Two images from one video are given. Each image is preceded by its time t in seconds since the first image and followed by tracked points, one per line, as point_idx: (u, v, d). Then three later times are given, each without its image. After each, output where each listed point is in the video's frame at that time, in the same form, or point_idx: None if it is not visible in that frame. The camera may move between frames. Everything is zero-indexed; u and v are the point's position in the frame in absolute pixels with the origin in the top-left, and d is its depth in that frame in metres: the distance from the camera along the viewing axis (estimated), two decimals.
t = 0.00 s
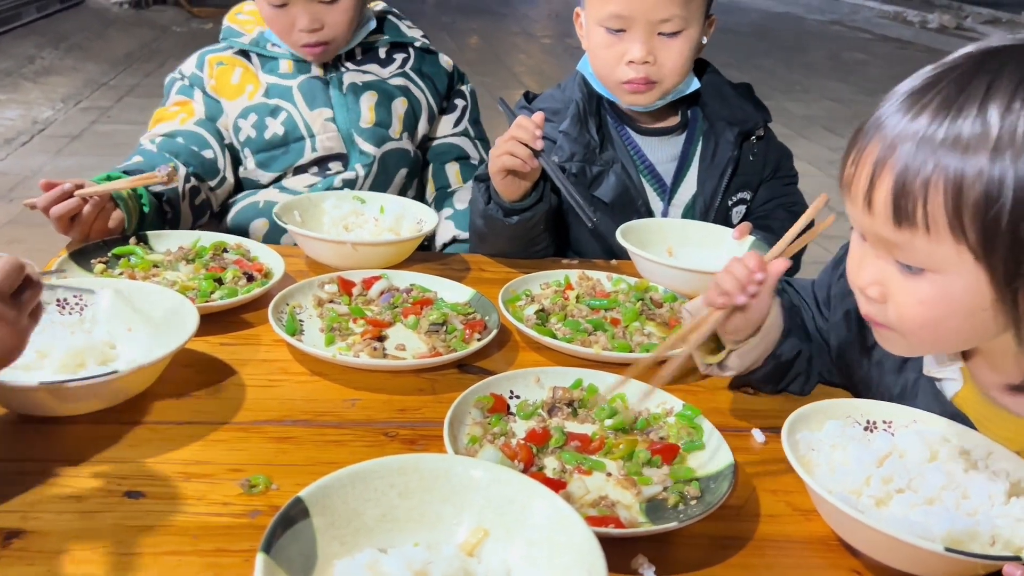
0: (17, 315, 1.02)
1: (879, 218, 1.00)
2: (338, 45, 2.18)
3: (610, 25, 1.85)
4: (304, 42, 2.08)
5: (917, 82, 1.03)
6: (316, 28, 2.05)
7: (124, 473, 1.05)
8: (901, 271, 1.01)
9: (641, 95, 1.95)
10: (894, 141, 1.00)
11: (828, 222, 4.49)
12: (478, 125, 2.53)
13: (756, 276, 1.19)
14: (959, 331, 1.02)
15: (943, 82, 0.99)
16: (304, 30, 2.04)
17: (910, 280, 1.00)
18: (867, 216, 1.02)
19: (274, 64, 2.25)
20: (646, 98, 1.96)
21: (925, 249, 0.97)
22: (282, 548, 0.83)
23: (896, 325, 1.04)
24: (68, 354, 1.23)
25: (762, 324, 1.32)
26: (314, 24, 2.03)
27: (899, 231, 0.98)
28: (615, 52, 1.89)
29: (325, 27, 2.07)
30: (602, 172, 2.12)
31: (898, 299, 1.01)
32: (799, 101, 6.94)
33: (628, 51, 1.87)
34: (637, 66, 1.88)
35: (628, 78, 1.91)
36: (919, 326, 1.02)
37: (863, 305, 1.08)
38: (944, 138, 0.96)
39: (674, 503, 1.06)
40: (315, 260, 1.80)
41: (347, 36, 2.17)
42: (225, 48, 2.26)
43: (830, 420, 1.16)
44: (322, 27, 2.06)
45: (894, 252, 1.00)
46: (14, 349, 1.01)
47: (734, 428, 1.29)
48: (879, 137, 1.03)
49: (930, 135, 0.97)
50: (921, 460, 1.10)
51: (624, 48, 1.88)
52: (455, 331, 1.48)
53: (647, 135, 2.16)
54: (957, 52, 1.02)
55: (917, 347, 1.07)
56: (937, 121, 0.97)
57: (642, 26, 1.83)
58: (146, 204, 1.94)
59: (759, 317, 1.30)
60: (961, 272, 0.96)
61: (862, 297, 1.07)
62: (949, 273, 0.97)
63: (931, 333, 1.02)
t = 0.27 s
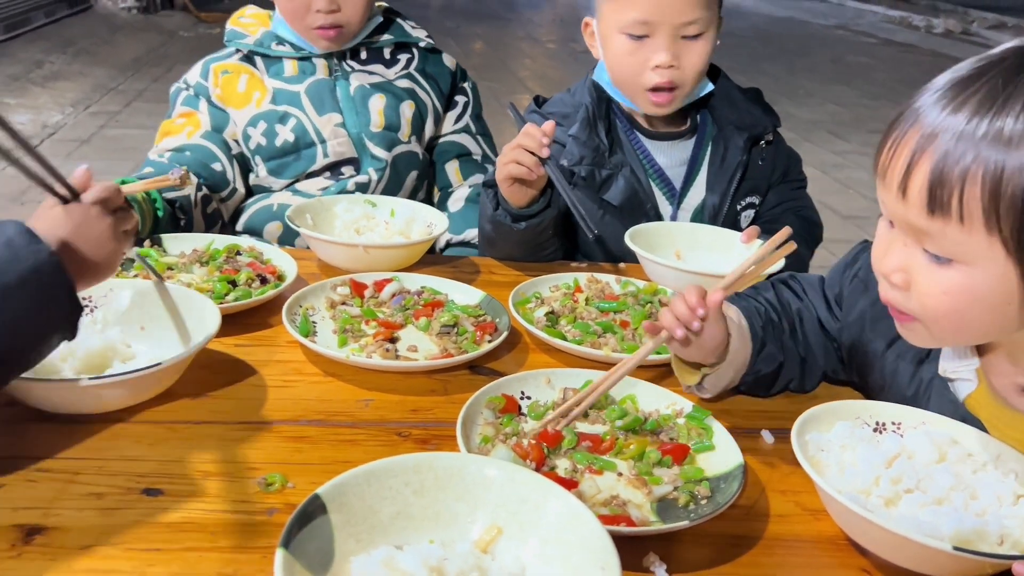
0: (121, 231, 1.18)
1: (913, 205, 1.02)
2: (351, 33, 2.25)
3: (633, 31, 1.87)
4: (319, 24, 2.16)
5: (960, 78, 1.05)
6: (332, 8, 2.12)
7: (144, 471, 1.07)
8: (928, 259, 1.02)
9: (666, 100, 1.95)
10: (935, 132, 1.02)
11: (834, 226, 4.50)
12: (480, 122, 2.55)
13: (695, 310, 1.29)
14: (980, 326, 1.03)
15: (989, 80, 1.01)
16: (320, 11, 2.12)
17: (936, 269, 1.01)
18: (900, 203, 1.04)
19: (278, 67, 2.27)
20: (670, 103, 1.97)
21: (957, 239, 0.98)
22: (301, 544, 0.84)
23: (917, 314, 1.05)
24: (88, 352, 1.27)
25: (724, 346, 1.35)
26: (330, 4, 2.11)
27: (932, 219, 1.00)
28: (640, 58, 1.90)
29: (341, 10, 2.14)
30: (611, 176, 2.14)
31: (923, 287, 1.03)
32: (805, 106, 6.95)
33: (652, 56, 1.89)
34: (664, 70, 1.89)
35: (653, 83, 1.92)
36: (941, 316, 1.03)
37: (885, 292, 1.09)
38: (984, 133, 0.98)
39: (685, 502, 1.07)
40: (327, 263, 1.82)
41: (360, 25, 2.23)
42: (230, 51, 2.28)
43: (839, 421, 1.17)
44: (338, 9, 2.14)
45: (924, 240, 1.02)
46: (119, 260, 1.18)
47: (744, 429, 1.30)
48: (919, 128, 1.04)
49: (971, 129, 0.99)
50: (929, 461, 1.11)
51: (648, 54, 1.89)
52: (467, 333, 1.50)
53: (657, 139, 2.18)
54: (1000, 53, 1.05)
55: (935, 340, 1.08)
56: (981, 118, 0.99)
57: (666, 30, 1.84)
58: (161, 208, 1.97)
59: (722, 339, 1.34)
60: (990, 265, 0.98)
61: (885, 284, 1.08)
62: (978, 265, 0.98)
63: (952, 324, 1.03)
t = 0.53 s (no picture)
0: (145, 179, 1.24)
1: (912, 211, 1.02)
2: (355, 30, 2.25)
3: (638, 35, 1.87)
4: (322, 15, 2.15)
5: (957, 85, 1.06)
6: None
7: (150, 469, 1.08)
8: (928, 265, 1.02)
9: (668, 103, 1.97)
10: (932, 139, 1.03)
11: (837, 230, 4.50)
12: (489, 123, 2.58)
13: (734, 296, 1.27)
14: (980, 329, 1.03)
15: (989, 84, 1.02)
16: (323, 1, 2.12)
17: (936, 274, 1.02)
18: (899, 209, 1.04)
19: (280, 70, 2.28)
20: (673, 106, 1.98)
21: (956, 244, 0.99)
22: (307, 542, 0.85)
23: (917, 319, 1.06)
24: (99, 352, 1.29)
25: (746, 335, 1.36)
26: None
27: (931, 224, 1.00)
28: (644, 62, 1.91)
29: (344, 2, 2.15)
30: (616, 177, 2.14)
31: (922, 292, 1.03)
32: (809, 110, 6.95)
33: (657, 59, 1.90)
34: (666, 75, 1.91)
35: (656, 85, 1.93)
36: (941, 320, 1.03)
37: (885, 297, 1.10)
38: (982, 138, 0.99)
39: (688, 502, 1.08)
40: (331, 264, 1.83)
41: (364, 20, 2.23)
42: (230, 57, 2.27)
43: (841, 423, 1.18)
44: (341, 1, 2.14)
45: (923, 246, 1.02)
46: (147, 205, 1.24)
47: (746, 431, 1.31)
48: (919, 133, 1.05)
49: (968, 136, 1.00)
50: (931, 464, 1.12)
51: (652, 57, 1.90)
52: (470, 334, 1.50)
53: (662, 142, 2.18)
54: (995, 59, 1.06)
55: (935, 343, 1.09)
56: (980, 122, 1.00)
57: (671, 34, 1.85)
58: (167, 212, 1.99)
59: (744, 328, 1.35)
60: (990, 269, 0.98)
61: (885, 289, 1.09)
62: (977, 270, 0.99)
63: (951, 329, 1.03)
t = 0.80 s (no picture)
0: (178, 191, 1.28)
1: (916, 222, 1.02)
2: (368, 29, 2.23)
3: (642, 32, 1.88)
4: (334, 18, 2.13)
5: (960, 93, 1.06)
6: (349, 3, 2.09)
7: (156, 465, 1.08)
8: (931, 275, 1.03)
9: (668, 104, 1.98)
10: (936, 150, 1.03)
11: (841, 233, 4.50)
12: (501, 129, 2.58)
13: (727, 290, 1.26)
14: (985, 337, 1.04)
15: (994, 92, 1.01)
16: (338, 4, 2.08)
17: (940, 285, 1.02)
18: (902, 220, 1.04)
19: (288, 78, 2.28)
20: (673, 106, 1.99)
21: (960, 256, 0.99)
22: (313, 536, 0.85)
23: (921, 328, 1.06)
24: (103, 350, 1.28)
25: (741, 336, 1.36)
26: None
27: (935, 236, 1.00)
28: (645, 59, 1.92)
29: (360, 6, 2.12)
30: (622, 173, 2.15)
31: (926, 302, 1.04)
32: (814, 112, 6.95)
33: (658, 58, 1.90)
34: (667, 74, 1.91)
35: (657, 84, 1.93)
36: (945, 329, 1.04)
37: (889, 305, 1.11)
38: (988, 148, 0.99)
39: (692, 500, 1.08)
40: (337, 263, 1.84)
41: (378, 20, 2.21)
42: (236, 63, 2.26)
43: (845, 423, 1.18)
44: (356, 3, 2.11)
45: (926, 257, 1.03)
46: (177, 215, 1.28)
47: (750, 430, 1.31)
48: (922, 144, 1.05)
49: (972, 147, 1.00)
50: (935, 463, 1.12)
51: (654, 55, 1.91)
52: (475, 333, 1.51)
53: (671, 139, 2.18)
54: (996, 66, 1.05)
55: (938, 350, 1.09)
56: (986, 131, 1.00)
57: (675, 33, 1.86)
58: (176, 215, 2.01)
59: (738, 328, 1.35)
60: (994, 280, 0.99)
61: (889, 297, 1.09)
62: (981, 281, 0.99)
63: (955, 338, 1.04)
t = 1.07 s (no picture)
0: (205, 184, 1.30)
1: (931, 231, 1.02)
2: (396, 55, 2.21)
3: (653, 29, 1.89)
4: (365, 46, 2.11)
5: (972, 103, 1.06)
6: (381, 32, 2.06)
7: (169, 461, 1.09)
8: (944, 284, 1.03)
9: (679, 102, 1.98)
10: (951, 160, 1.03)
11: (848, 233, 4.50)
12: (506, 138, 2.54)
13: (724, 315, 1.23)
14: (993, 344, 1.05)
15: (1011, 101, 1.01)
16: (369, 33, 2.06)
17: (953, 293, 1.02)
18: (916, 228, 1.04)
19: (296, 87, 2.29)
20: (684, 104, 1.99)
21: (976, 265, 0.99)
22: (325, 532, 0.86)
23: (932, 335, 1.07)
24: (116, 348, 1.29)
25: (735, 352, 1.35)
26: (380, 27, 2.05)
27: (951, 246, 1.00)
28: (657, 57, 1.92)
29: (391, 34, 2.09)
30: (632, 171, 2.15)
31: (938, 310, 1.04)
32: (821, 113, 6.94)
33: (670, 55, 1.91)
34: (678, 71, 1.91)
35: (668, 81, 1.94)
36: (957, 337, 1.04)
37: (898, 313, 1.10)
38: (1005, 157, 0.99)
39: (701, 499, 1.09)
40: (346, 262, 1.84)
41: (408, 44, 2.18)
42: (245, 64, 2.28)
43: (854, 422, 1.18)
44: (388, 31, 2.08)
45: (940, 265, 1.03)
46: (203, 207, 1.30)
47: (759, 430, 1.31)
48: (937, 152, 1.05)
49: (988, 157, 1.00)
50: (944, 463, 1.12)
51: (666, 53, 1.91)
52: (484, 332, 1.51)
53: (681, 138, 2.19)
54: (1007, 76, 1.06)
55: (946, 355, 1.10)
56: (1003, 140, 1.00)
57: (686, 31, 1.86)
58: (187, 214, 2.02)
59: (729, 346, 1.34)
60: (1008, 289, 0.99)
61: (898, 304, 1.09)
62: (996, 290, 1.00)
63: (967, 345, 1.05)
